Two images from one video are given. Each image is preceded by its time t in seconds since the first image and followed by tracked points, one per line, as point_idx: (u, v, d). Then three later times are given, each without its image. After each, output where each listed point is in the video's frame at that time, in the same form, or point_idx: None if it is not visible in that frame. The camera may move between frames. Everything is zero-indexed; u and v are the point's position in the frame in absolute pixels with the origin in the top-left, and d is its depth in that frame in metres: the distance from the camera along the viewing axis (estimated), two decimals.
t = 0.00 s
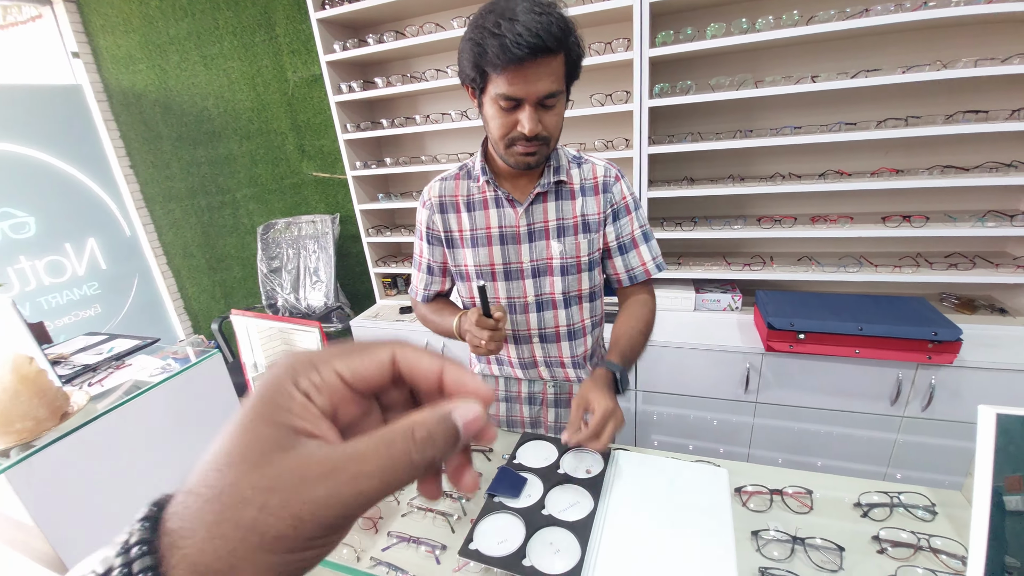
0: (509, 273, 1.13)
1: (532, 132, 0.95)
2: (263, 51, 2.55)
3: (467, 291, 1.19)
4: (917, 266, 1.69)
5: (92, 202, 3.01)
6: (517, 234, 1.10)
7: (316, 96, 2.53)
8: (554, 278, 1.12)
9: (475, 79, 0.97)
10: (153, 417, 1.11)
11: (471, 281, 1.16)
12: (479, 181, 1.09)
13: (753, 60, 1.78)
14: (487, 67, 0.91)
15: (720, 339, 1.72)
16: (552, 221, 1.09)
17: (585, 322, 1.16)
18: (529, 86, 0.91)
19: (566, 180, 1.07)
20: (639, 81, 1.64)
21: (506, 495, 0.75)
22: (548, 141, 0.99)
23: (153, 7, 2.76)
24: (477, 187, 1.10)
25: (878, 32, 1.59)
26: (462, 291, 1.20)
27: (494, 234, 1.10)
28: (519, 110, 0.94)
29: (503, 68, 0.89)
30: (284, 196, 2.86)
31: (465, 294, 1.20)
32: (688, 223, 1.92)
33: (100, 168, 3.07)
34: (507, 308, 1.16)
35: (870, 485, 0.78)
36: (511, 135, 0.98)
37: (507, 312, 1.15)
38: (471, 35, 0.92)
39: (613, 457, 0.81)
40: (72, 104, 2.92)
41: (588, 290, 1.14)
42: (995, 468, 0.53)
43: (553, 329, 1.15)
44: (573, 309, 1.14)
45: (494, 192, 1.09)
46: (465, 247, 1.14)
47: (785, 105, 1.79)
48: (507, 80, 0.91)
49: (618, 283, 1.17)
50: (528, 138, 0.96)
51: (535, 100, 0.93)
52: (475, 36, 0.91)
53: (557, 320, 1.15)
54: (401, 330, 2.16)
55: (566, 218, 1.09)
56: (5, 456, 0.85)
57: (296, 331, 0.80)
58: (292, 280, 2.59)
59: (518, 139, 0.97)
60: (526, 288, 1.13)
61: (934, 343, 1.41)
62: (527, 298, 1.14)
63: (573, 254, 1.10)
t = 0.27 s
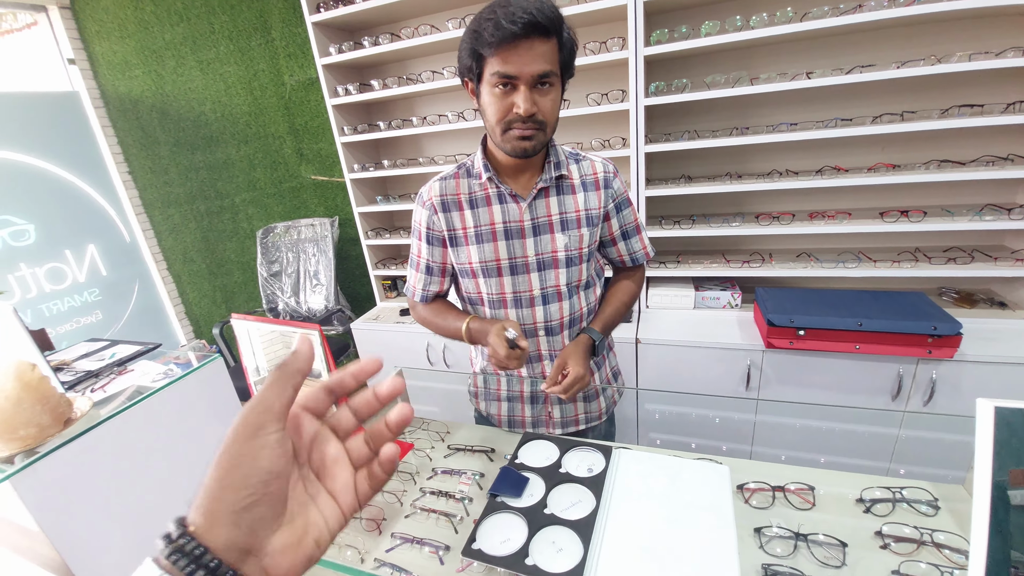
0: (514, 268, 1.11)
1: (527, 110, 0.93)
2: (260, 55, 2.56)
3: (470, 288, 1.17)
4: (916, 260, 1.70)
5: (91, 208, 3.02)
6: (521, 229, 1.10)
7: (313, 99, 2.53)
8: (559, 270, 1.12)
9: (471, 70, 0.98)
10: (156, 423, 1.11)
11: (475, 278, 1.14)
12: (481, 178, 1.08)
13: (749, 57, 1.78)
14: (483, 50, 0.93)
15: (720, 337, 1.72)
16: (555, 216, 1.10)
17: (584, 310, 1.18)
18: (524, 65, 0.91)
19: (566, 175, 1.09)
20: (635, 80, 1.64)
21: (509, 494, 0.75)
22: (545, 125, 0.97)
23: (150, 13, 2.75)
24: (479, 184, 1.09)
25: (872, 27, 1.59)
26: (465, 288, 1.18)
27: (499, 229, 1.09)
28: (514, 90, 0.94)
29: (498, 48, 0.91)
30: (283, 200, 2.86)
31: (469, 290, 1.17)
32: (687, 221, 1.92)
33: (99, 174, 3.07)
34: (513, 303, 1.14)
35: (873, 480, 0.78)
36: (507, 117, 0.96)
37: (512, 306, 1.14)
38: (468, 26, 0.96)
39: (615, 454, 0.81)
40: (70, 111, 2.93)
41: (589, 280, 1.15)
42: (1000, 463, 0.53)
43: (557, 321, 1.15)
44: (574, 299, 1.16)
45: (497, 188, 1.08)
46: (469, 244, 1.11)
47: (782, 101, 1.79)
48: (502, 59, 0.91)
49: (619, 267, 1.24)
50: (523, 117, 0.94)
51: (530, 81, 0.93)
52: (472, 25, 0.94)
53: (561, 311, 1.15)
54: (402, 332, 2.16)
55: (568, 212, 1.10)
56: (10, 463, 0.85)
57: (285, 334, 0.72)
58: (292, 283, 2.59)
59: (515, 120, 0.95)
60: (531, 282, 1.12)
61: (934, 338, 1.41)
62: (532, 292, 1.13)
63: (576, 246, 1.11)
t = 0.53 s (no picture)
0: (518, 262, 1.11)
1: (532, 107, 0.93)
2: (262, 57, 2.57)
3: (475, 284, 1.15)
4: (918, 261, 1.69)
5: (94, 210, 3.03)
6: (524, 225, 1.10)
7: (315, 101, 2.54)
8: (561, 264, 1.12)
9: (475, 71, 0.98)
10: (156, 424, 1.11)
11: (480, 274, 1.13)
12: (485, 177, 1.08)
13: (750, 59, 1.78)
14: (488, 51, 0.93)
15: (722, 337, 1.72)
16: (556, 212, 1.10)
17: (581, 302, 1.19)
18: (527, 64, 0.92)
19: (566, 173, 1.10)
20: (636, 82, 1.64)
21: (510, 495, 0.75)
22: (549, 122, 0.97)
23: (154, 16, 2.77)
24: (482, 183, 1.09)
25: (873, 29, 1.59)
26: (470, 284, 1.16)
27: (503, 226, 1.09)
28: (519, 89, 0.94)
29: (502, 47, 0.91)
30: (285, 201, 2.87)
31: (474, 286, 1.16)
32: (688, 222, 1.92)
33: (102, 177, 3.09)
34: (518, 297, 1.14)
35: (874, 481, 0.78)
36: (511, 115, 0.96)
37: (517, 301, 1.14)
38: (472, 30, 0.96)
39: (616, 455, 0.81)
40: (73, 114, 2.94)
41: (588, 273, 1.16)
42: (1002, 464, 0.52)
43: (560, 314, 1.15)
44: (575, 293, 1.16)
45: (500, 186, 1.09)
46: (473, 241, 1.11)
47: (783, 102, 1.80)
48: (507, 59, 0.92)
49: (614, 264, 1.24)
50: (529, 114, 0.94)
51: (534, 79, 0.93)
52: (476, 28, 0.95)
53: (564, 304, 1.15)
54: (403, 333, 2.17)
55: (569, 208, 1.10)
56: (13, 464, 0.86)
57: (285, 334, 0.71)
58: (294, 285, 2.60)
59: (519, 117, 0.95)
60: (535, 275, 1.12)
61: (936, 338, 1.41)
62: (536, 285, 1.13)
63: (577, 240, 1.12)
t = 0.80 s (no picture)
0: (523, 253, 1.11)
1: (537, 96, 0.92)
2: (266, 50, 2.56)
3: (480, 275, 1.15)
4: (924, 258, 1.68)
5: (98, 202, 3.04)
6: (529, 216, 1.10)
7: (319, 94, 2.53)
8: (565, 255, 1.12)
9: (480, 63, 0.98)
10: (160, 415, 1.12)
11: (485, 265, 1.13)
12: (490, 168, 1.08)
13: (757, 52, 1.76)
14: (492, 42, 0.93)
15: (726, 333, 1.72)
16: (561, 204, 1.09)
17: (585, 294, 1.18)
18: (532, 53, 0.91)
19: (571, 165, 1.09)
20: (641, 75, 1.63)
21: (514, 488, 0.75)
22: (554, 111, 0.96)
23: (157, 8, 2.76)
24: (488, 174, 1.09)
25: (883, 23, 1.57)
26: (475, 275, 1.16)
27: (508, 217, 1.09)
28: (524, 79, 0.94)
29: (507, 37, 0.91)
30: (289, 194, 2.87)
31: (479, 276, 1.16)
32: (693, 217, 1.91)
33: (106, 169, 3.09)
34: (522, 288, 1.13)
35: (878, 478, 0.78)
36: (516, 104, 0.95)
37: (522, 292, 1.13)
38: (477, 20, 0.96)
39: (620, 450, 0.81)
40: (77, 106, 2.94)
41: (592, 266, 1.15)
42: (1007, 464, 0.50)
43: (564, 305, 1.15)
44: (579, 285, 1.16)
45: (506, 177, 1.08)
46: (479, 232, 1.10)
47: (790, 97, 1.78)
48: (512, 49, 0.92)
49: (618, 257, 1.24)
50: (533, 103, 0.93)
51: (539, 68, 0.93)
52: (481, 18, 0.95)
53: (568, 295, 1.15)
54: (406, 327, 2.17)
55: (573, 200, 1.10)
56: (18, 453, 0.87)
57: (287, 327, 0.71)
58: (297, 278, 2.60)
59: (524, 106, 0.94)
60: (539, 266, 1.12)
61: (941, 336, 1.40)
62: (540, 276, 1.12)
63: (581, 232, 1.11)
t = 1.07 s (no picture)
0: (531, 248, 1.11)
1: (541, 88, 0.92)
2: (269, 49, 2.56)
3: (489, 269, 1.15)
4: (936, 250, 1.66)
5: (107, 204, 3.07)
6: (536, 211, 1.09)
7: (323, 92, 2.54)
8: (573, 250, 1.11)
9: (485, 57, 0.98)
10: (170, 413, 1.13)
11: (494, 259, 1.13)
12: (497, 163, 1.07)
13: (764, 43, 1.74)
14: (496, 36, 0.93)
15: (733, 327, 1.71)
16: (568, 198, 1.09)
17: (593, 289, 1.18)
18: (536, 45, 0.91)
19: (578, 159, 1.08)
20: (646, 68, 1.61)
21: (522, 483, 0.75)
22: (559, 104, 0.96)
23: (162, 9, 2.77)
24: (495, 169, 1.08)
25: (893, 10, 1.54)
26: (484, 270, 1.16)
27: (516, 212, 1.08)
28: (528, 72, 0.93)
29: (510, 30, 0.90)
30: (294, 193, 2.88)
31: (488, 270, 1.16)
32: (699, 211, 1.89)
33: (115, 170, 3.12)
34: (530, 283, 1.13)
35: (890, 472, 0.77)
36: (521, 97, 0.94)
37: (529, 286, 1.13)
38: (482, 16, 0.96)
39: (627, 445, 0.81)
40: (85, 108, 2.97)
41: (600, 260, 1.15)
42: None
43: (572, 299, 1.15)
44: (587, 279, 1.15)
45: (513, 172, 1.08)
46: (487, 227, 1.10)
47: (797, 87, 1.76)
48: (515, 42, 0.91)
49: (626, 252, 1.23)
50: (538, 96, 0.93)
51: (543, 61, 0.92)
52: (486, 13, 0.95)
53: (575, 290, 1.14)
54: (413, 324, 2.17)
55: (580, 194, 1.09)
56: (33, 451, 0.89)
57: (294, 326, 0.71)
58: (304, 276, 2.61)
59: (528, 99, 0.94)
60: (547, 261, 1.11)
61: (954, 328, 1.38)
62: (548, 271, 1.12)
63: (589, 226, 1.11)
